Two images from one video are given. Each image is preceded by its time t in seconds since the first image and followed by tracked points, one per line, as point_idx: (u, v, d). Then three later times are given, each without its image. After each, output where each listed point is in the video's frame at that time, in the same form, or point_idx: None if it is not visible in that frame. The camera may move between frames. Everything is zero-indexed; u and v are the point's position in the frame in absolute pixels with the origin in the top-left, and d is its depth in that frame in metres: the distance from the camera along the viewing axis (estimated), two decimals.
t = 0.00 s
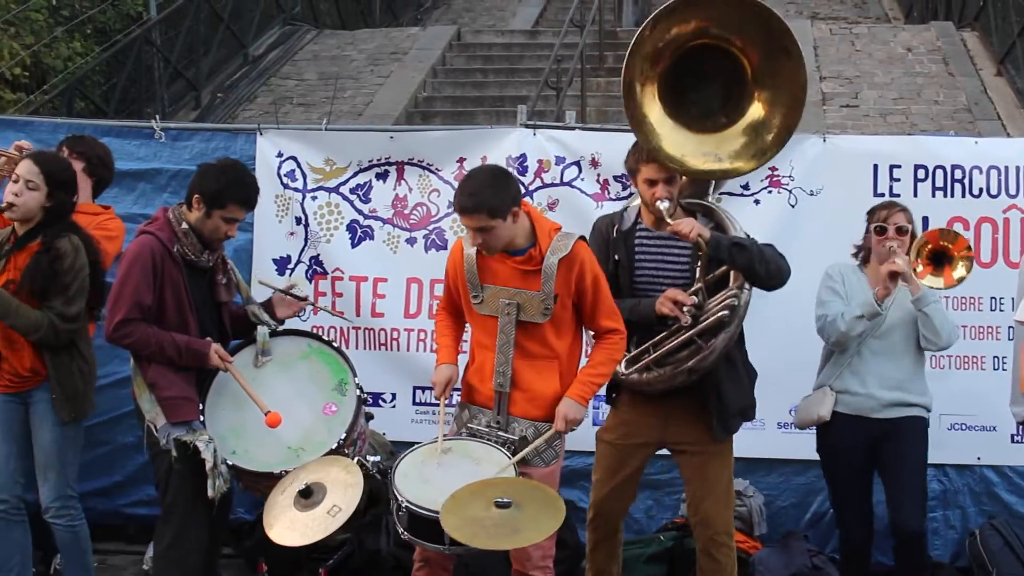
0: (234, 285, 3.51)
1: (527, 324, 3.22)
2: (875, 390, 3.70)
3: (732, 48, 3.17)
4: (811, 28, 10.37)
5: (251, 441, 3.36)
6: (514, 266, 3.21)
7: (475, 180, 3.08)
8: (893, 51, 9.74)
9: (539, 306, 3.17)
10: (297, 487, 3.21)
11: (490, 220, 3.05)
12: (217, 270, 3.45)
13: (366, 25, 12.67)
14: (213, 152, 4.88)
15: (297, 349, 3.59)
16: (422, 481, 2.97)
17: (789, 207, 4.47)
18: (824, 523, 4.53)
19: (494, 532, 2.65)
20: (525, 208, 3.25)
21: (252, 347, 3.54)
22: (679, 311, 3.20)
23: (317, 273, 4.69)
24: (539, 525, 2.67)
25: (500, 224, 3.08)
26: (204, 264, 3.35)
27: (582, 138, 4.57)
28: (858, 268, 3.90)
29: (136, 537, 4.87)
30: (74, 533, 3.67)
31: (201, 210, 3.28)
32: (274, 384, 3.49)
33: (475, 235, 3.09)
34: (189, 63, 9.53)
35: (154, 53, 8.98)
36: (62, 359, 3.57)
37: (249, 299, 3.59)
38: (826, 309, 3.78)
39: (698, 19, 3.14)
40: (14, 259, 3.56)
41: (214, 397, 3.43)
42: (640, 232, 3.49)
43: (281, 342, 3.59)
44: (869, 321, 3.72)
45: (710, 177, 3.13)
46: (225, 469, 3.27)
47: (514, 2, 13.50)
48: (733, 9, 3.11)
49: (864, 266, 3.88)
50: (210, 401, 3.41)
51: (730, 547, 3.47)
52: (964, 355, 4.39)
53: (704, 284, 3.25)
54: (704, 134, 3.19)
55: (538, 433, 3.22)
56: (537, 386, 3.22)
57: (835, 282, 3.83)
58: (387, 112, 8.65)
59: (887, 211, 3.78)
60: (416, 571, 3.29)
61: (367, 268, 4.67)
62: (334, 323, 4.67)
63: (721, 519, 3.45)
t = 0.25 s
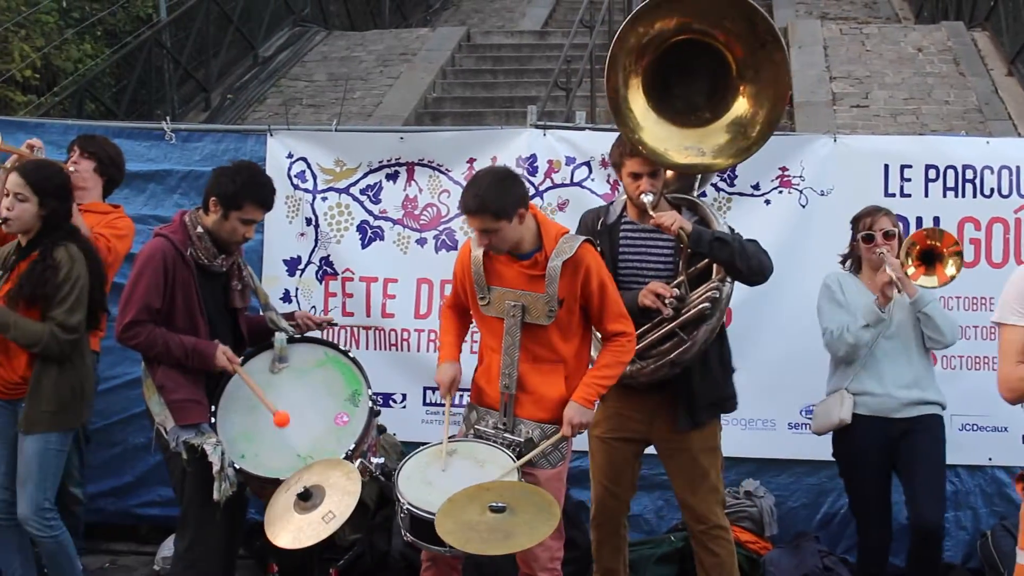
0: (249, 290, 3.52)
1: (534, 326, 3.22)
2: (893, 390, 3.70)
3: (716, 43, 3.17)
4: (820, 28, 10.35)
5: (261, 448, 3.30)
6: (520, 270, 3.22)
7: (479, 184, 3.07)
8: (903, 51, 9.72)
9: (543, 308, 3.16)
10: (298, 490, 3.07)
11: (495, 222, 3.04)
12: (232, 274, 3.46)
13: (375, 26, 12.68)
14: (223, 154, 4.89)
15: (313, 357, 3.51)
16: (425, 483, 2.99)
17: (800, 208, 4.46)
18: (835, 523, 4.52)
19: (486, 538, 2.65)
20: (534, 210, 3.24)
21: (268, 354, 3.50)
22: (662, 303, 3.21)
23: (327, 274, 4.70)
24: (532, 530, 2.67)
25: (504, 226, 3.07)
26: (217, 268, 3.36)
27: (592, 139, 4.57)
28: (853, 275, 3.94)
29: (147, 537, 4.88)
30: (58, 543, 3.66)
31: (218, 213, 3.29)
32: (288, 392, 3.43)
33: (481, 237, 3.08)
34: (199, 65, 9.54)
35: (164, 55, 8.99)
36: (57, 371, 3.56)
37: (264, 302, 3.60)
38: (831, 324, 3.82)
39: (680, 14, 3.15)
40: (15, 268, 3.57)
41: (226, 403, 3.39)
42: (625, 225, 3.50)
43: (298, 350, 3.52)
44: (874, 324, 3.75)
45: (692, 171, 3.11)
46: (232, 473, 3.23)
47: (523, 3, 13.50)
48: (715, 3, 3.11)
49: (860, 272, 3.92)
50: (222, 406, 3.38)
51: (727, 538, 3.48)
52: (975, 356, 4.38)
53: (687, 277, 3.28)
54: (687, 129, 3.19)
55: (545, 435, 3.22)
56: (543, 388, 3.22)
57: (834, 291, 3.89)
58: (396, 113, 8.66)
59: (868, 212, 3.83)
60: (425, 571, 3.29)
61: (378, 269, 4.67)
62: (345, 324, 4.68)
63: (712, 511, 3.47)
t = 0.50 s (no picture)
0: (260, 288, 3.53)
1: (539, 322, 3.22)
2: (906, 391, 3.70)
3: (728, 48, 3.18)
4: (832, 28, 10.34)
5: (268, 450, 3.31)
6: (528, 264, 3.23)
7: (490, 177, 3.09)
8: (914, 52, 9.71)
9: (549, 305, 3.18)
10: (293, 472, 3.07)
11: (507, 215, 3.06)
12: (247, 273, 3.46)
13: (386, 25, 12.68)
14: (234, 152, 4.89)
15: (320, 358, 3.50)
16: (422, 473, 3.00)
17: (810, 209, 4.46)
18: (844, 525, 4.51)
19: (479, 527, 2.66)
20: (542, 205, 3.25)
21: (276, 352, 3.48)
22: (677, 307, 3.25)
23: (338, 273, 4.70)
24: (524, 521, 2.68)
25: (517, 218, 3.09)
26: (235, 266, 3.37)
27: (603, 139, 4.56)
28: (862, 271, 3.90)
29: (157, 534, 4.89)
30: (92, 532, 3.68)
31: (235, 208, 3.30)
32: (295, 393, 3.42)
33: (492, 230, 3.11)
34: (210, 63, 9.55)
35: (175, 53, 9.01)
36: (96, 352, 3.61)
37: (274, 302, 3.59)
38: (839, 330, 3.81)
39: (695, 17, 3.14)
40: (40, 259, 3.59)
41: (233, 401, 3.38)
42: (637, 232, 3.48)
43: (306, 350, 3.51)
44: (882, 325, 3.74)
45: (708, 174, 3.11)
46: (239, 475, 3.25)
47: (535, 3, 13.51)
48: (731, 6, 3.12)
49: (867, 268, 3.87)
50: (228, 405, 3.37)
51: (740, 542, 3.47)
52: (985, 358, 4.38)
53: (702, 280, 3.30)
54: (699, 131, 3.19)
55: (546, 432, 3.22)
56: (545, 385, 3.22)
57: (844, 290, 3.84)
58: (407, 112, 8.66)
59: (872, 212, 3.82)
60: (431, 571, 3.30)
61: (388, 268, 4.68)
62: (355, 323, 4.69)
63: (727, 513, 3.46)
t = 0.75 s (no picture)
0: (273, 295, 3.55)
1: (553, 326, 3.23)
2: (935, 400, 3.63)
3: (771, 46, 3.18)
4: (850, 31, 10.32)
5: (285, 458, 3.32)
6: (542, 270, 3.23)
7: (503, 182, 3.08)
8: (933, 55, 9.68)
9: (563, 309, 3.18)
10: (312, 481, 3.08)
11: (525, 219, 3.07)
12: (262, 281, 3.48)
13: (404, 27, 12.70)
14: (253, 153, 4.91)
15: (339, 366, 3.51)
16: (440, 480, 3.00)
17: (829, 212, 4.45)
18: (862, 530, 4.50)
19: (499, 533, 2.66)
20: (555, 209, 3.26)
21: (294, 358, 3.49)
22: (716, 308, 3.22)
23: (355, 275, 4.71)
24: (544, 526, 2.68)
25: (534, 221, 3.10)
26: (252, 275, 3.38)
27: (620, 141, 4.55)
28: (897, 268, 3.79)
29: (174, 535, 4.91)
30: (129, 527, 3.70)
31: (259, 219, 3.31)
32: (312, 401, 3.43)
33: (512, 235, 3.12)
34: (229, 64, 9.58)
35: (194, 55, 9.04)
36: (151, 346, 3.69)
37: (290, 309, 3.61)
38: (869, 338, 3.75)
39: (740, 16, 3.14)
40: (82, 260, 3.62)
41: (249, 404, 3.37)
42: (678, 232, 3.48)
43: (324, 357, 3.51)
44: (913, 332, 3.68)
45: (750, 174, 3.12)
46: (256, 481, 3.22)
47: (552, 5, 13.52)
48: (777, 6, 3.12)
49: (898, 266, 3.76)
50: (245, 409, 3.37)
51: (769, 549, 3.47)
52: (1004, 362, 4.36)
53: (742, 281, 3.26)
54: (740, 130, 3.19)
55: (562, 436, 3.21)
56: (560, 390, 3.23)
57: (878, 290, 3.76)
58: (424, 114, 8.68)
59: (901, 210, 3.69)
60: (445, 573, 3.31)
61: (406, 270, 4.68)
62: (372, 325, 4.69)
63: (759, 520, 3.45)
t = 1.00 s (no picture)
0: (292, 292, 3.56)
1: (574, 331, 3.23)
2: (967, 412, 3.60)
3: (799, 50, 3.19)
4: (872, 35, 10.29)
5: (303, 455, 3.31)
6: (561, 276, 3.24)
7: (519, 204, 3.07)
8: (955, 59, 9.65)
9: (584, 314, 3.18)
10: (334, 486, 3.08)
11: (544, 240, 3.07)
12: (280, 278, 3.49)
13: (425, 30, 12.72)
14: (274, 156, 4.92)
15: (354, 362, 3.50)
16: (460, 485, 3.01)
17: (850, 216, 4.44)
18: (882, 535, 4.49)
19: (523, 541, 2.67)
20: (575, 217, 3.25)
21: (310, 355, 3.48)
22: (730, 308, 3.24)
23: (375, 277, 4.72)
24: (569, 535, 2.68)
25: (552, 241, 3.11)
26: (272, 270, 3.39)
27: (641, 145, 4.55)
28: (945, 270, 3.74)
29: (193, 536, 4.92)
30: (149, 526, 3.70)
31: (275, 211, 3.32)
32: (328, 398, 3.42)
33: (531, 253, 3.13)
34: (250, 67, 9.60)
35: (215, 57, 9.06)
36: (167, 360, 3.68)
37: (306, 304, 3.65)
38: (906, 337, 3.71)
39: (763, 19, 3.17)
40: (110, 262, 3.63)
41: (266, 402, 3.36)
42: (699, 234, 3.48)
43: (339, 353, 3.50)
44: (951, 339, 3.65)
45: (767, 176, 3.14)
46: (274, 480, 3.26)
47: (573, 9, 13.52)
48: (799, 9, 3.14)
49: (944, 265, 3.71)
50: (262, 406, 3.35)
51: (789, 554, 3.46)
52: None
53: (757, 284, 3.29)
54: (763, 133, 3.20)
55: (582, 441, 3.23)
56: (581, 395, 3.23)
57: (920, 288, 3.71)
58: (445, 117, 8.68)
59: (953, 204, 3.58)
60: None
61: (426, 273, 4.69)
62: (392, 327, 4.70)
63: (779, 525, 3.45)
